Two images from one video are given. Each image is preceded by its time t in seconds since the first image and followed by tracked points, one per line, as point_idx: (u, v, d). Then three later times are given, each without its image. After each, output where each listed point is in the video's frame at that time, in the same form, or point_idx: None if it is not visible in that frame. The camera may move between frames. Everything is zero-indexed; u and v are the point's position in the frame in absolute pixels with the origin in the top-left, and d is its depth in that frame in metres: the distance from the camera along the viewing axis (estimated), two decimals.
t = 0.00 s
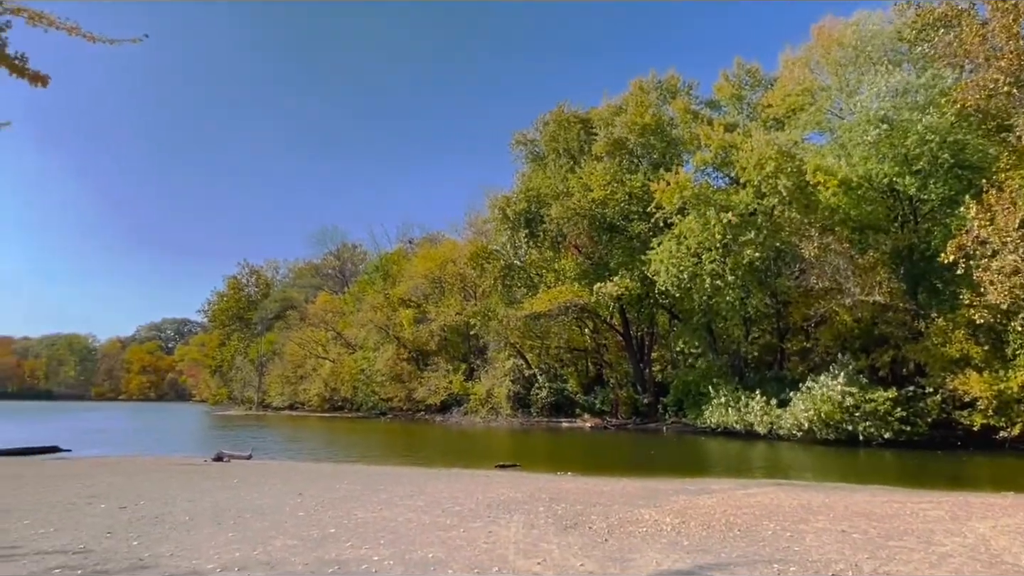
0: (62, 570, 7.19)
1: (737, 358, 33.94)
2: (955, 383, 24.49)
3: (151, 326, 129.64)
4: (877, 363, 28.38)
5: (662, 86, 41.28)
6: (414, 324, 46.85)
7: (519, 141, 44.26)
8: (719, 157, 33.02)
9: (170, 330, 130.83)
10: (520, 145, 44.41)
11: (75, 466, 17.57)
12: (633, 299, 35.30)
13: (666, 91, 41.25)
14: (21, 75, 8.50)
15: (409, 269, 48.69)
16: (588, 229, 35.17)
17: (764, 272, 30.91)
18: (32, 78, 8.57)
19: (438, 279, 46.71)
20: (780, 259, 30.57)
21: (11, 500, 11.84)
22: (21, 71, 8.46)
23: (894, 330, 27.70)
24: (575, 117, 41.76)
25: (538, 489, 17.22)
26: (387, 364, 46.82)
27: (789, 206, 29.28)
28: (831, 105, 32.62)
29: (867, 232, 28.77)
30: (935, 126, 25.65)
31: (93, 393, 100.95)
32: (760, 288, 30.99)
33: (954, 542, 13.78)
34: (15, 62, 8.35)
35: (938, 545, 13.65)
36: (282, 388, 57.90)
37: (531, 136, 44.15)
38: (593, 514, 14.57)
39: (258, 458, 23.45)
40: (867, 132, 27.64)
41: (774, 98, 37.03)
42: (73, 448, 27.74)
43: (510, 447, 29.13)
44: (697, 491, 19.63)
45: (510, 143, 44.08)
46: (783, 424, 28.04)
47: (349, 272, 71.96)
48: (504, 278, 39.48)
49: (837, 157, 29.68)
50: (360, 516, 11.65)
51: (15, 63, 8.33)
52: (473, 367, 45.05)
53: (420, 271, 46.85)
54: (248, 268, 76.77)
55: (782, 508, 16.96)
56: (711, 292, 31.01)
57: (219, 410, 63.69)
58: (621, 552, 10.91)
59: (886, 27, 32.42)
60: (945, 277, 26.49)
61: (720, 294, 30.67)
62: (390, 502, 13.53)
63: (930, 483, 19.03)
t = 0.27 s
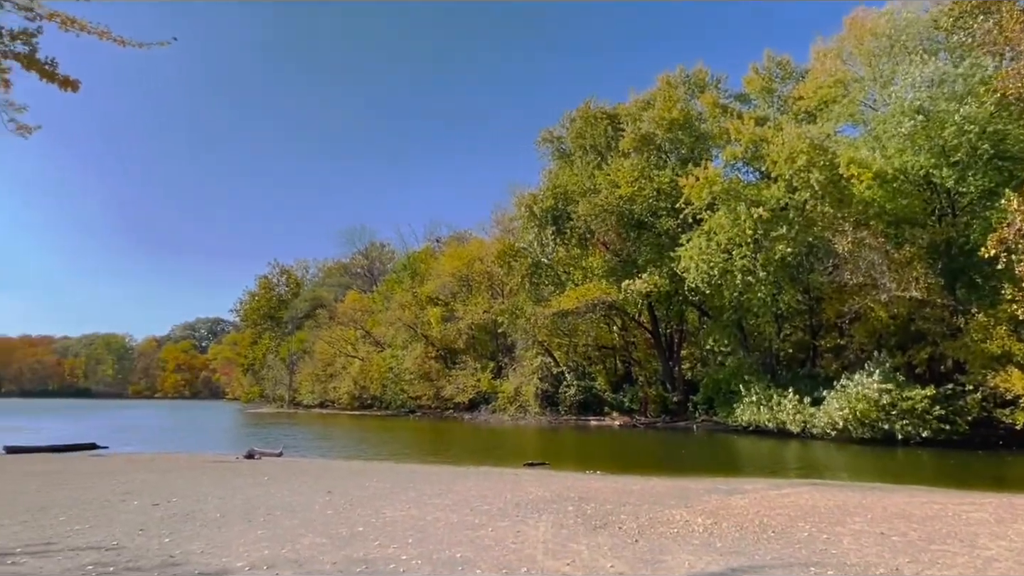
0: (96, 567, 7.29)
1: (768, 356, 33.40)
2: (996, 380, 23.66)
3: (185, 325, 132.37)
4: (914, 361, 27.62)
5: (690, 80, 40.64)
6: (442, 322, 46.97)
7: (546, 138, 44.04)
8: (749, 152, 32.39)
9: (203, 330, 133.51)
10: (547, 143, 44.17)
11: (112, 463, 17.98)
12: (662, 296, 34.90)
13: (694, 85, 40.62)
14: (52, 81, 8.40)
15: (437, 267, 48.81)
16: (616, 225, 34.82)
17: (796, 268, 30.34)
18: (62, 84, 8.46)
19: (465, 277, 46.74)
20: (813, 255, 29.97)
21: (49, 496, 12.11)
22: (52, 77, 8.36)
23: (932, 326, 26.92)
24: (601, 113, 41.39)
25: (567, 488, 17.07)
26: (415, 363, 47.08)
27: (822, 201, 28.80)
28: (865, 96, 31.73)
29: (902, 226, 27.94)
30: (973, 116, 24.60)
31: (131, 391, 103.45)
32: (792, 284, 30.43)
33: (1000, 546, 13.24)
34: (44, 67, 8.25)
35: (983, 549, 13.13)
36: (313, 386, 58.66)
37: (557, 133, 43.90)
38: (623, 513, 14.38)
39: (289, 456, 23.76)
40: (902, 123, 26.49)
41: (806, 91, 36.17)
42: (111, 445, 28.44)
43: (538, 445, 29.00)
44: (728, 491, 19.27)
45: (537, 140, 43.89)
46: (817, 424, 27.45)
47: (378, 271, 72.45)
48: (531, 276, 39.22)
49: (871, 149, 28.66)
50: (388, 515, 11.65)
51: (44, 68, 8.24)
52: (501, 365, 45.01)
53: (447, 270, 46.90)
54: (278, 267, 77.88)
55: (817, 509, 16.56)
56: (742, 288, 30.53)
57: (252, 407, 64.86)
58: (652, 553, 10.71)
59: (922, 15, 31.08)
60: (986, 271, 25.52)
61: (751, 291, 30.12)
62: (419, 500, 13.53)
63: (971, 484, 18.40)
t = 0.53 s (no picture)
0: (129, 563, 7.39)
1: (801, 352, 33.00)
2: None
3: (219, 325, 134.80)
4: (953, 358, 26.83)
5: (719, 74, 39.94)
6: (470, 320, 46.98)
7: (572, 135, 43.75)
8: (780, 146, 31.66)
9: (236, 329, 135.86)
10: (573, 139, 43.89)
11: (148, 460, 18.36)
12: (691, 293, 34.43)
13: (723, 79, 39.91)
14: (86, 84, 8.55)
15: (464, 266, 48.87)
16: (645, 221, 34.43)
17: (830, 264, 29.66)
18: (96, 86, 8.59)
19: (492, 276, 46.66)
20: (848, 250, 29.14)
21: (87, 493, 12.39)
22: (86, 80, 8.50)
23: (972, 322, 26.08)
24: (629, 109, 40.96)
25: (597, 487, 16.90)
26: (444, 361, 47.25)
27: (856, 195, 28.02)
28: (900, 86, 30.78)
29: (940, 219, 27.30)
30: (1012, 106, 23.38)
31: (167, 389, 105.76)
32: (824, 279, 29.41)
33: None
34: (80, 70, 8.40)
35: None
36: (343, 384, 59.30)
37: (584, 130, 43.58)
38: (654, 513, 14.17)
39: (319, 454, 24.06)
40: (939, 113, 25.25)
41: (839, 82, 35.26)
42: (148, 442, 29.12)
43: (567, 444, 28.81)
44: (761, 491, 18.89)
45: (563, 138, 43.62)
46: (852, 422, 26.81)
47: (406, 270, 72.84)
48: (559, 274, 39.04)
49: (907, 140, 27.67)
50: (417, 513, 11.64)
51: (80, 70, 8.39)
52: (529, 363, 44.87)
53: (474, 268, 46.89)
54: (308, 267, 78.87)
55: (854, 510, 16.13)
56: (774, 284, 30.03)
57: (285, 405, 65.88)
58: (684, 553, 10.51)
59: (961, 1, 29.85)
60: None
61: (783, 287, 29.51)
62: (448, 499, 13.51)
63: (1014, 485, 17.76)
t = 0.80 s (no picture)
0: (165, 559, 7.45)
1: (835, 349, 32.41)
2: None
3: (251, 325, 137.21)
4: (994, 354, 26.00)
5: (748, 67, 39.19)
6: (498, 319, 47.00)
7: (599, 131, 43.40)
8: (812, 139, 30.91)
9: (268, 329, 138.07)
10: (600, 136, 43.52)
11: (184, 458, 18.69)
12: (722, 290, 33.89)
13: (753, 72, 39.14)
14: (126, 82, 8.60)
15: (492, 264, 48.85)
16: (673, 217, 33.90)
17: (864, 258, 28.97)
18: (136, 84, 8.66)
19: (520, 274, 46.60)
20: (884, 243, 28.32)
21: (126, 489, 12.64)
22: (126, 79, 8.56)
23: (1014, 317, 25.20)
24: (656, 104, 40.46)
25: (629, 485, 16.69)
26: (472, 359, 47.33)
27: (891, 188, 27.12)
28: (938, 75, 29.83)
29: (981, 211, 26.33)
30: None
31: (202, 388, 108.09)
32: (859, 275, 29.06)
33: None
34: (119, 69, 8.44)
35: None
36: (372, 382, 59.81)
37: (611, 126, 43.20)
38: (688, 512, 13.92)
39: (350, 451, 24.23)
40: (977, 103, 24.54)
41: (873, 73, 34.32)
42: (184, 440, 29.70)
43: (597, 442, 28.50)
44: (797, 490, 18.46)
45: (590, 134, 43.29)
46: (888, 420, 26.15)
47: (434, 269, 73.14)
48: (587, 271, 38.88)
49: (945, 131, 26.83)
50: (448, 511, 11.59)
51: (119, 70, 8.43)
52: (558, 361, 44.67)
53: (502, 267, 46.84)
54: (338, 267, 79.76)
55: (895, 510, 15.65)
56: (806, 280, 29.51)
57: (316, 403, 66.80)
58: (721, 554, 10.27)
59: None
60: None
61: (817, 282, 28.85)
62: (479, 497, 13.44)
63: None
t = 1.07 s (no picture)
0: (201, 557, 7.46)
1: (870, 348, 31.47)
2: None
3: (282, 325, 139.32)
4: None
5: (778, 60, 38.33)
6: (526, 317, 46.91)
7: (626, 128, 42.92)
8: (845, 131, 30.03)
9: (298, 329, 139.90)
10: (627, 132, 43.08)
11: (218, 456, 18.93)
12: (752, 287, 33.26)
13: (782, 65, 38.28)
14: (161, 83, 8.64)
15: (519, 262, 48.74)
16: (702, 213, 33.48)
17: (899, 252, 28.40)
18: (172, 85, 8.68)
19: (547, 272, 46.45)
20: (918, 239, 27.70)
21: (162, 487, 12.79)
22: (160, 79, 8.58)
23: None
24: (684, 100, 39.90)
25: (662, 485, 16.42)
26: (499, 357, 47.30)
27: (927, 180, 26.63)
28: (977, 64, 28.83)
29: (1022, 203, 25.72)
30: None
31: (233, 387, 110.02)
32: (894, 270, 27.79)
33: None
34: (154, 71, 8.47)
35: None
36: (400, 381, 60.16)
37: (638, 123, 42.71)
38: (724, 512, 13.62)
39: (380, 450, 24.38)
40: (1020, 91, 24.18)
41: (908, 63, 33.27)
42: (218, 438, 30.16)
43: (627, 441, 28.26)
44: (834, 490, 17.97)
45: (617, 131, 42.87)
46: (926, 419, 25.37)
47: (460, 269, 73.33)
48: (615, 269, 38.67)
49: (984, 121, 25.97)
50: (480, 511, 11.50)
51: (154, 71, 8.46)
52: (585, 359, 44.28)
53: (529, 265, 46.69)
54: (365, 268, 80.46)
55: (940, 511, 15.10)
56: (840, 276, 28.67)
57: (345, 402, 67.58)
58: (761, 556, 9.99)
59: None
60: None
61: (851, 278, 28.07)
62: (510, 496, 13.32)
63: None
